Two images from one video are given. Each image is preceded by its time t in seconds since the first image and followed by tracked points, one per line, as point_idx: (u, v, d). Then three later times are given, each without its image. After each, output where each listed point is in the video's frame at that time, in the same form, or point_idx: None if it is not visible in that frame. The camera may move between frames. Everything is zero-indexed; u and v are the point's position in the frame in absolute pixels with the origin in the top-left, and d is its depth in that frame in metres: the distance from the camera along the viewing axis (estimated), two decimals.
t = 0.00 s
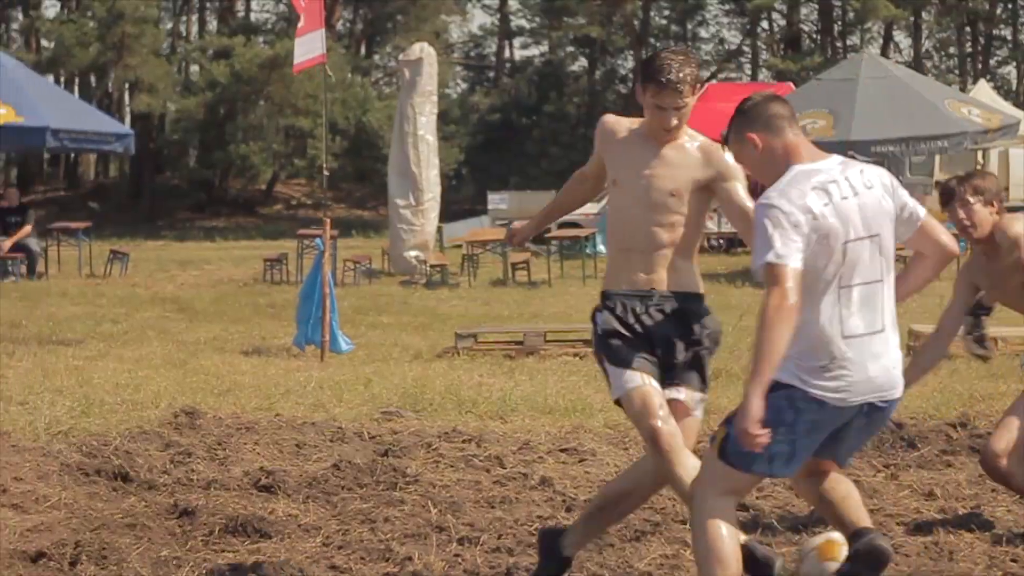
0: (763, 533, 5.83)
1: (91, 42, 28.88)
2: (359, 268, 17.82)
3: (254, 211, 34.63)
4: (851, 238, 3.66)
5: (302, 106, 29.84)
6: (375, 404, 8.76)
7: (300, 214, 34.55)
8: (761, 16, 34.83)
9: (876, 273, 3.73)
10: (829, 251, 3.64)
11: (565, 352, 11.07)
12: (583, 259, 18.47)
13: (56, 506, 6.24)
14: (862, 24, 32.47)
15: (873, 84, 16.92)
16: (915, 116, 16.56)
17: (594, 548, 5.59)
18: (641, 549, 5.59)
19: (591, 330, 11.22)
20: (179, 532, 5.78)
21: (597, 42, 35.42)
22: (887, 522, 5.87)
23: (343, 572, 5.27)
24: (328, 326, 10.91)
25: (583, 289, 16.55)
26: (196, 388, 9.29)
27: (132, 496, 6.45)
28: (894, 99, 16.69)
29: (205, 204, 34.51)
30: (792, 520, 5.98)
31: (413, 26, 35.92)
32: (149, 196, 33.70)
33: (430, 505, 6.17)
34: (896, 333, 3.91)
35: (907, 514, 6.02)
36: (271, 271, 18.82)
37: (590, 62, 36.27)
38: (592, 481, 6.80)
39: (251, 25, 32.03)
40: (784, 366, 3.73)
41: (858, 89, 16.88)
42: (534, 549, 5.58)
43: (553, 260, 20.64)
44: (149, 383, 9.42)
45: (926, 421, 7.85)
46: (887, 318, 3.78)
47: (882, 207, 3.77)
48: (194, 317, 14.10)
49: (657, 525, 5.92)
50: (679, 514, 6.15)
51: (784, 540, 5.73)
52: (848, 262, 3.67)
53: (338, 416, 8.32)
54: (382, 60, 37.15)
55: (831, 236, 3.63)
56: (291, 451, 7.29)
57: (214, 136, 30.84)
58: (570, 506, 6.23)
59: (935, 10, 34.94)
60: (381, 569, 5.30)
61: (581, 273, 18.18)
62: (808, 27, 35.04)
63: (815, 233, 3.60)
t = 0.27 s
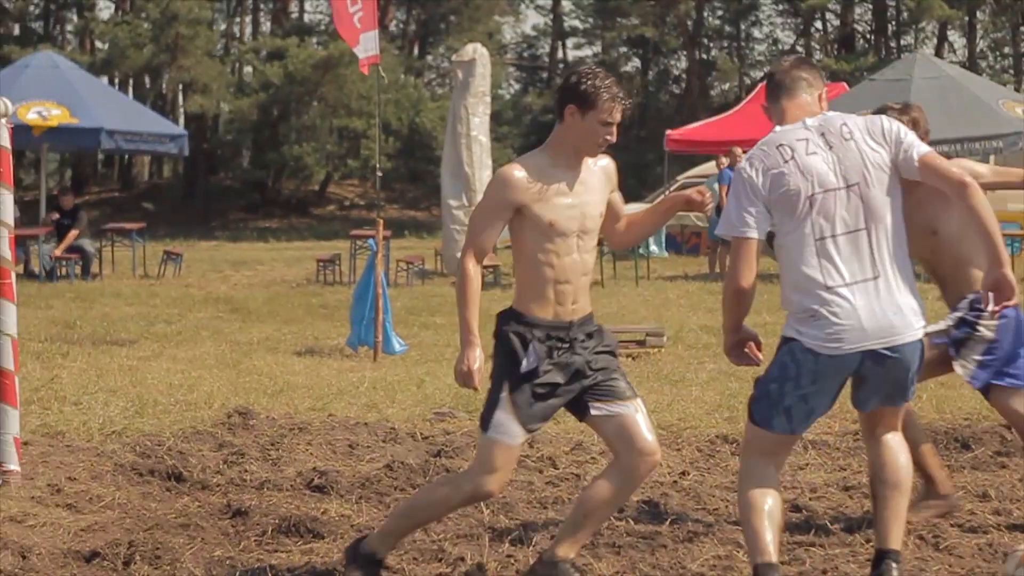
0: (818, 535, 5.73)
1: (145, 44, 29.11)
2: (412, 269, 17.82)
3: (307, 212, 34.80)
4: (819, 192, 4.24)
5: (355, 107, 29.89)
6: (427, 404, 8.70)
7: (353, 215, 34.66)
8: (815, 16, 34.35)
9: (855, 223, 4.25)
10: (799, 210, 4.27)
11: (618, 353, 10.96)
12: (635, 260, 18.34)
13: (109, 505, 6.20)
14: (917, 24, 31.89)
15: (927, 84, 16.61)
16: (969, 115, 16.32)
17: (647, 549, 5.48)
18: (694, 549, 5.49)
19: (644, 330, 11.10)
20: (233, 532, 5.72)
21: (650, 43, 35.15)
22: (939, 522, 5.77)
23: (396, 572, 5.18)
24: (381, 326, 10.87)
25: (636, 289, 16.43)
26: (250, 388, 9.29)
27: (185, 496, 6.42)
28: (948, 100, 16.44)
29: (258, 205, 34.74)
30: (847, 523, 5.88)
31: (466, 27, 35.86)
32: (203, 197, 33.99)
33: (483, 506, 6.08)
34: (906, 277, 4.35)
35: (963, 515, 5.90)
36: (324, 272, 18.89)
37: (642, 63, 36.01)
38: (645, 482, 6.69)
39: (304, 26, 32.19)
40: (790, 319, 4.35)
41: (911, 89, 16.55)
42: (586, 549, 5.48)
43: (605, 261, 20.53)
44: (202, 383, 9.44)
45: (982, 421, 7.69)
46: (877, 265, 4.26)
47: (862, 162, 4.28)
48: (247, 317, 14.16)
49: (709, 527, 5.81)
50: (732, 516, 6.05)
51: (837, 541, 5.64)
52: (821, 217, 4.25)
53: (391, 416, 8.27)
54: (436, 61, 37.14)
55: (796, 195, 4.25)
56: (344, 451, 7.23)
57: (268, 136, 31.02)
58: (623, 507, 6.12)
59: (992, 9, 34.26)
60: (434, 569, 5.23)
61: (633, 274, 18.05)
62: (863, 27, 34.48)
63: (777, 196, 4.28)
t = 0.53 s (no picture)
0: (853, 535, 5.65)
1: (179, 45, 29.24)
2: (446, 269, 17.81)
3: (341, 212, 34.88)
4: (875, 191, 3.93)
5: (389, 107, 29.89)
6: (460, 404, 8.68)
7: (387, 216, 34.70)
8: (850, 16, 34.03)
9: (913, 222, 3.86)
10: (859, 214, 3.96)
11: (652, 354, 10.88)
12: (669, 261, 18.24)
13: (144, 505, 6.20)
14: (954, 24, 31.52)
15: (963, 84, 16.40)
16: (1007, 114, 16.07)
17: (681, 550, 5.41)
18: (728, 551, 5.42)
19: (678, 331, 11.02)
20: (267, 533, 5.69)
21: (685, 43, 34.93)
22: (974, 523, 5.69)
23: (429, 572, 5.12)
24: (415, 326, 10.83)
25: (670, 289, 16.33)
26: (284, 388, 9.30)
27: (219, 496, 6.41)
28: (984, 100, 16.19)
29: (293, 205, 34.85)
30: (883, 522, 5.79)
31: (499, 27, 35.77)
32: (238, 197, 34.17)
33: (516, 507, 6.03)
34: (973, 289, 3.84)
35: (999, 515, 5.83)
36: (358, 272, 18.90)
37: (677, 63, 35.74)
38: (680, 483, 6.61)
39: (338, 27, 32.28)
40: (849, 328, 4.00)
41: (948, 88, 16.34)
42: (621, 549, 5.42)
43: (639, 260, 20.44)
44: (237, 383, 9.46)
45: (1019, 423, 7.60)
46: (930, 260, 3.82)
47: (932, 174, 3.90)
48: (282, 317, 14.20)
49: (743, 528, 5.74)
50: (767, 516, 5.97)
51: (872, 542, 5.56)
52: (876, 223, 3.91)
53: (425, 416, 8.25)
54: (470, 62, 37.15)
55: (857, 198, 3.96)
56: (378, 451, 7.20)
57: (302, 137, 31.13)
58: (657, 507, 6.05)
59: None
60: (469, 569, 5.17)
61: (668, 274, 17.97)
62: (899, 26, 34.12)
63: (836, 200, 4.01)
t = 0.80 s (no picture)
0: (877, 536, 5.59)
1: (204, 45, 29.34)
2: (471, 269, 17.80)
3: (366, 212, 34.91)
4: (1003, 191, 4.07)
5: (414, 108, 29.92)
6: (484, 404, 8.65)
7: (412, 216, 34.71)
8: (875, 15, 33.82)
9: None
10: (981, 207, 4.08)
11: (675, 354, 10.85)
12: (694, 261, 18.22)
13: (170, 506, 6.19)
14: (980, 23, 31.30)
15: (987, 84, 16.29)
16: None
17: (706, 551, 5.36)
18: (753, 551, 5.37)
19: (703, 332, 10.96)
20: (291, 533, 5.67)
21: (709, 44, 34.77)
22: (1001, 525, 5.68)
23: (454, 572, 5.09)
24: (439, 327, 10.79)
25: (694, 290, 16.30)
26: (309, 388, 9.29)
27: (243, 496, 6.40)
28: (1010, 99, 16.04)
29: (317, 205, 34.90)
30: (907, 523, 5.73)
31: (524, 28, 35.67)
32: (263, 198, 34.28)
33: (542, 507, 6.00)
34: None
35: None
36: (382, 272, 18.91)
37: (702, 63, 35.53)
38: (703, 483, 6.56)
39: (363, 27, 32.34)
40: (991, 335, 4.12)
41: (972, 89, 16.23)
42: (645, 549, 5.38)
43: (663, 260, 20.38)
44: (262, 383, 9.47)
45: None
46: None
47: None
48: (306, 317, 14.21)
49: (769, 527, 5.69)
50: (794, 516, 5.91)
51: (896, 543, 5.49)
52: (1001, 223, 4.08)
53: (450, 416, 8.23)
54: (494, 62, 37.12)
55: (979, 193, 4.06)
56: (402, 451, 7.18)
57: (327, 138, 31.19)
58: (681, 508, 6.00)
59: None
60: (493, 569, 5.13)
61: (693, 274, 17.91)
62: (925, 26, 33.89)
63: (953, 186, 4.07)
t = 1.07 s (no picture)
0: (891, 536, 5.56)
1: (218, 45, 29.37)
2: (484, 270, 17.80)
3: (379, 213, 34.94)
4: None
5: (428, 108, 29.97)
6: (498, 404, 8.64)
7: (425, 217, 34.72)
8: (889, 15, 33.67)
9: None
10: None
11: (690, 354, 10.83)
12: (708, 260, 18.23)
13: (183, 505, 6.19)
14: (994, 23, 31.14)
15: (1002, 84, 16.18)
16: None
17: (719, 551, 5.34)
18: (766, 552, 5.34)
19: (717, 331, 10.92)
20: (305, 533, 5.66)
21: (723, 44, 34.63)
22: (1014, 525, 5.66)
23: (468, 572, 5.08)
24: (453, 328, 10.77)
25: (707, 290, 16.30)
26: (323, 388, 9.30)
27: (258, 496, 6.39)
28: None
29: (331, 206, 34.94)
30: (921, 524, 5.70)
31: (538, 28, 35.59)
32: (277, 199, 34.35)
33: (554, 507, 5.99)
34: None
35: None
36: (396, 272, 18.94)
37: (715, 64, 35.24)
38: (717, 484, 6.53)
39: (376, 28, 32.37)
40: None
41: (986, 88, 16.14)
42: (659, 549, 5.36)
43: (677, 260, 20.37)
44: (276, 383, 9.47)
45: None
46: None
47: None
48: (320, 318, 14.23)
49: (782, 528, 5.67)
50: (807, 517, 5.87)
51: (911, 543, 5.46)
52: None
53: (463, 416, 8.22)
54: (507, 62, 37.11)
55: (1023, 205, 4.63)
56: (416, 452, 7.16)
57: (340, 138, 31.22)
58: (695, 509, 5.99)
59: None
60: (507, 569, 5.12)
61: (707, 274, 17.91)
62: (938, 26, 33.71)
63: (1005, 200, 5.12)
